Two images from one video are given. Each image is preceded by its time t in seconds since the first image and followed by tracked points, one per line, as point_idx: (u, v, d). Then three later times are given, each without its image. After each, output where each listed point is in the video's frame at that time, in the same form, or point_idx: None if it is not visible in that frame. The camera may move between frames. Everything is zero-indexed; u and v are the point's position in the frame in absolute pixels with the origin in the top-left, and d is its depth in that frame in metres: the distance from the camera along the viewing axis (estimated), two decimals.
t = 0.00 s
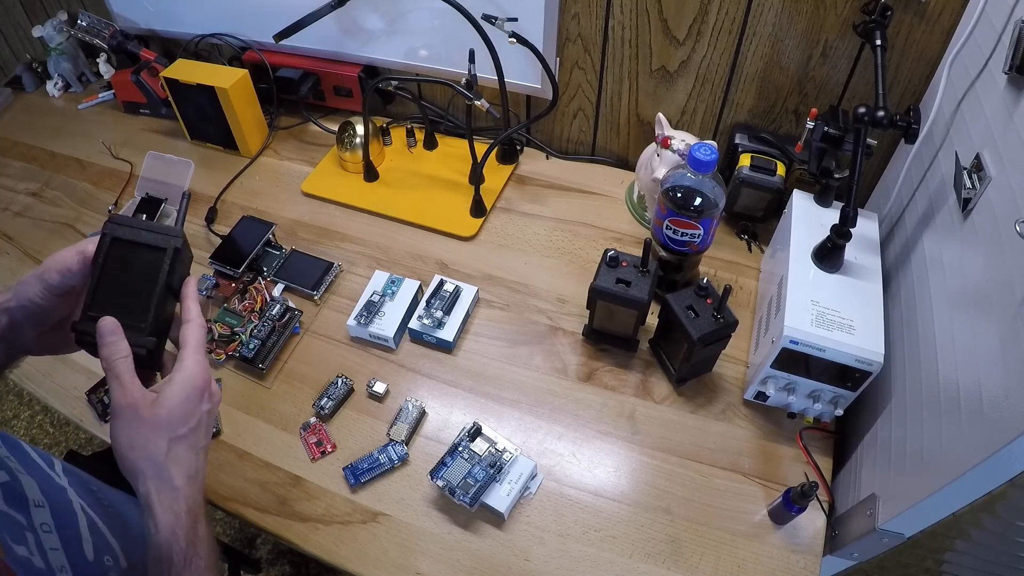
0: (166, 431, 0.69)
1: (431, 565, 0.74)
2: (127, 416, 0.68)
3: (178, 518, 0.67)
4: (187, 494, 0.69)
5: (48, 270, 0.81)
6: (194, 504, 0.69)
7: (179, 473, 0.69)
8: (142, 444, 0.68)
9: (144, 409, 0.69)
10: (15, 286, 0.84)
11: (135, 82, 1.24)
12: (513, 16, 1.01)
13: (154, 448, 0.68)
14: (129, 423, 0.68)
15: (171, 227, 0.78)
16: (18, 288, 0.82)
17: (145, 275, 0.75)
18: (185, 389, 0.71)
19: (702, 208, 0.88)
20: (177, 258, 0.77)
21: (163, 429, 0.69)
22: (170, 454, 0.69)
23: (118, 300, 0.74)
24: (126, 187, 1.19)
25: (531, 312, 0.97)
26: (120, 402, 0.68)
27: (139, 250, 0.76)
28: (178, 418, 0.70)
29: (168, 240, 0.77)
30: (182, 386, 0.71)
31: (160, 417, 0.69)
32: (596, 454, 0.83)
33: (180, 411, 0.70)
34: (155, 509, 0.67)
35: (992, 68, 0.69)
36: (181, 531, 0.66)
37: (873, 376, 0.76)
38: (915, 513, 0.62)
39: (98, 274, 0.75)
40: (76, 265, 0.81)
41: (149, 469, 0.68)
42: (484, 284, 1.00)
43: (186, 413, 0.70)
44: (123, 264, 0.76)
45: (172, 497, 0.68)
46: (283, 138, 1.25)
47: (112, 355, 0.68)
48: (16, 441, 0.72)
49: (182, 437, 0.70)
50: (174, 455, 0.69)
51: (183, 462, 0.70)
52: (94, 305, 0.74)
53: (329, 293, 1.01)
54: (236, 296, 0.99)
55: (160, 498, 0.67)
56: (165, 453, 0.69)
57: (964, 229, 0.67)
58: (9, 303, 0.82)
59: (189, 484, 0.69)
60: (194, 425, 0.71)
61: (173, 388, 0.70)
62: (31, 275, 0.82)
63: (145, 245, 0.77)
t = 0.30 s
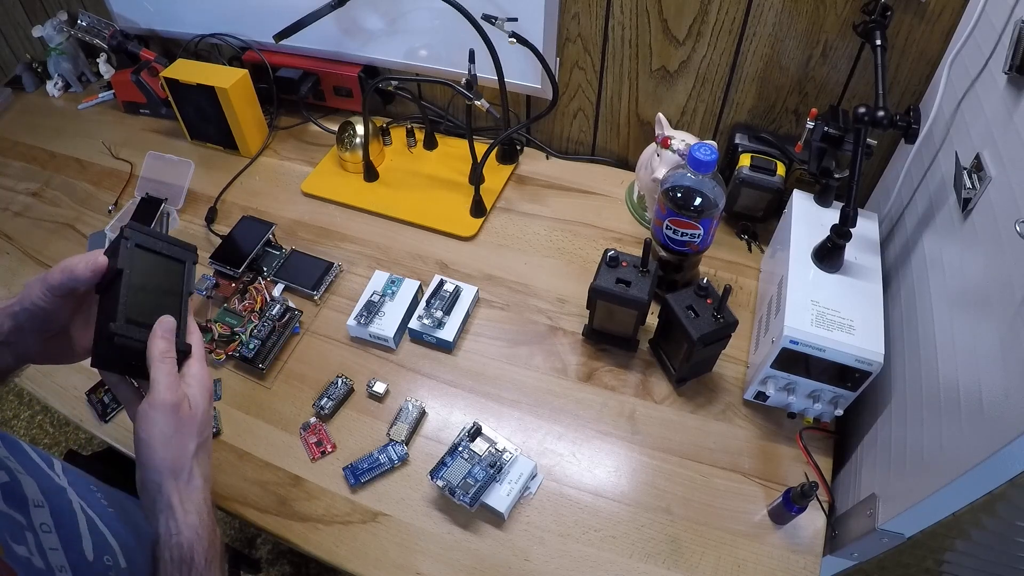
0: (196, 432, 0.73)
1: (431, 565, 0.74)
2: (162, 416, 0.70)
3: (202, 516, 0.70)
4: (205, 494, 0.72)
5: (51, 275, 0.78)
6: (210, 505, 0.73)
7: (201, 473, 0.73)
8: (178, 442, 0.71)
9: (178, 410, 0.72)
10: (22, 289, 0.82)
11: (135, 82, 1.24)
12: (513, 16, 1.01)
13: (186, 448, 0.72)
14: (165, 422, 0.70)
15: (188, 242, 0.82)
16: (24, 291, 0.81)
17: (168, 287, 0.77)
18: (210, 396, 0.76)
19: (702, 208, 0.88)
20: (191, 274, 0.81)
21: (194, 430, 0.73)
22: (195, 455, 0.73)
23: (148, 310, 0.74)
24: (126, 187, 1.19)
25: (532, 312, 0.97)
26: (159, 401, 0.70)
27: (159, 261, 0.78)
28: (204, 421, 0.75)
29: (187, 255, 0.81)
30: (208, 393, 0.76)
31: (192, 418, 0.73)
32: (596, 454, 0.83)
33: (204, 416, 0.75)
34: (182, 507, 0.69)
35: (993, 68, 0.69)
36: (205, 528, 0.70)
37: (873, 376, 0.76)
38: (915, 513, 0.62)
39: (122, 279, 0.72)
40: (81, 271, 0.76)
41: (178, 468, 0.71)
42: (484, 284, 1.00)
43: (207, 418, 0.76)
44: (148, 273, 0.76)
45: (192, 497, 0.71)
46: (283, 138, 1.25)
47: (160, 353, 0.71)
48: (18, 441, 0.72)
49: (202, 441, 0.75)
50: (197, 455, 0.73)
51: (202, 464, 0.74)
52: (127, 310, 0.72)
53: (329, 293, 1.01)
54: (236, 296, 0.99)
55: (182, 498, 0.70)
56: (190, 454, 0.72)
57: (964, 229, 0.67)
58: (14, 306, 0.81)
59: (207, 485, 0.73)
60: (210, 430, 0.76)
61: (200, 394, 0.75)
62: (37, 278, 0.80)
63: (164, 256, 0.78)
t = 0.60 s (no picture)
0: (167, 437, 0.69)
1: (431, 565, 0.74)
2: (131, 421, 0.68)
3: (169, 524, 0.66)
4: (183, 500, 0.68)
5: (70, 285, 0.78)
6: (188, 510, 0.68)
7: (176, 479, 0.68)
8: (142, 448, 0.68)
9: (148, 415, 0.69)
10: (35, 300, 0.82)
11: (135, 82, 1.24)
12: (513, 16, 1.01)
13: (153, 453, 0.68)
14: (132, 428, 0.68)
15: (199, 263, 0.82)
16: (40, 302, 0.80)
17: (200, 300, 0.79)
18: (192, 400, 0.70)
19: (702, 208, 0.88)
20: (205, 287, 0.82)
21: (161, 436, 0.69)
22: (168, 460, 0.68)
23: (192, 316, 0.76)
24: (126, 187, 1.19)
25: (531, 312, 0.97)
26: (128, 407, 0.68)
27: (184, 273, 0.79)
28: (180, 425, 0.69)
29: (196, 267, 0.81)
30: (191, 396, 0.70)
31: (163, 422, 0.69)
32: (596, 454, 0.83)
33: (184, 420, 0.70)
34: (148, 514, 0.66)
35: (992, 68, 0.69)
36: (169, 538, 0.66)
37: (873, 376, 0.76)
38: (916, 513, 0.62)
39: (165, 287, 0.74)
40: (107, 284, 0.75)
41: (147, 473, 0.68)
42: (484, 284, 1.00)
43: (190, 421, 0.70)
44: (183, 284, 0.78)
45: (165, 502, 0.67)
46: (283, 138, 1.25)
47: (113, 366, 0.69)
48: (18, 444, 0.72)
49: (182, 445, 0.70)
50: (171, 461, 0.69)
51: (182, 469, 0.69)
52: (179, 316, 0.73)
53: (329, 293, 1.01)
54: (236, 296, 0.99)
55: (153, 503, 0.67)
56: (161, 458, 0.68)
57: (964, 229, 0.67)
58: (27, 317, 0.80)
59: (185, 490, 0.69)
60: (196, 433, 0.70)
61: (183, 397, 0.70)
62: (54, 288, 0.80)
63: (182, 265, 0.79)
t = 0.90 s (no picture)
0: (169, 437, 0.69)
1: (431, 565, 0.74)
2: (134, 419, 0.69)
3: (169, 525, 0.66)
4: (183, 498, 0.69)
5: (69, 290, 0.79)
6: (188, 509, 0.69)
7: (176, 478, 0.69)
8: (145, 447, 0.68)
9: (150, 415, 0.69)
10: (34, 306, 0.82)
11: (135, 82, 1.24)
12: (513, 16, 1.01)
13: (155, 453, 0.68)
14: (134, 428, 0.68)
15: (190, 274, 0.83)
16: (37, 308, 0.81)
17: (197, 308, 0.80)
18: (194, 402, 0.70)
19: (702, 208, 0.88)
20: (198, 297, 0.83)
21: (164, 434, 0.69)
22: (169, 461, 0.69)
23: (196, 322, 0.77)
24: (126, 187, 1.19)
25: (531, 312, 0.97)
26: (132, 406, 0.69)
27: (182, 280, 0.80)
28: (182, 426, 0.69)
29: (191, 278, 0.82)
30: (194, 398, 0.70)
31: (165, 423, 0.69)
32: (596, 454, 0.83)
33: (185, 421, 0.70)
34: (147, 512, 0.67)
35: (993, 68, 0.69)
36: (170, 535, 0.66)
37: (873, 376, 0.76)
38: (916, 513, 0.62)
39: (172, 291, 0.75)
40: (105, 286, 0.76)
41: (149, 473, 0.68)
42: (484, 284, 1.00)
43: (192, 423, 0.70)
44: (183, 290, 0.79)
45: (165, 501, 0.68)
46: (283, 138, 1.25)
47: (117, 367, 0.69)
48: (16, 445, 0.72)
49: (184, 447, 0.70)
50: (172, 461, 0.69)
51: (183, 470, 0.69)
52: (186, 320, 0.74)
53: (329, 293, 1.01)
54: (236, 296, 0.99)
55: (153, 502, 0.67)
56: (163, 458, 0.68)
57: (964, 229, 0.67)
58: (24, 322, 0.81)
59: (186, 491, 0.69)
60: (197, 436, 0.71)
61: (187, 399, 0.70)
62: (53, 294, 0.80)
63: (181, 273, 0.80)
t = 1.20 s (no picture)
0: (188, 436, 0.69)
1: (431, 565, 0.74)
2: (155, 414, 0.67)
3: (181, 523, 0.67)
4: (195, 497, 0.69)
5: (65, 296, 0.78)
6: (198, 509, 0.69)
7: (191, 476, 0.69)
8: (165, 444, 0.68)
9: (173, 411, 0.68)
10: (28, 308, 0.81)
11: (135, 82, 1.24)
12: (513, 16, 1.01)
13: (173, 450, 0.68)
14: (155, 426, 0.67)
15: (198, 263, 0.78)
16: (30, 311, 0.80)
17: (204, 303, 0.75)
18: (218, 402, 0.71)
19: (702, 208, 0.88)
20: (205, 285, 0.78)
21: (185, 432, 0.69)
22: (186, 459, 0.69)
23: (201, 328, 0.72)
24: (126, 187, 1.19)
25: (531, 312, 0.97)
26: (153, 404, 0.67)
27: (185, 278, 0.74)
28: (202, 425, 0.70)
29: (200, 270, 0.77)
30: (216, 399, 0.71)
31: (186, 422, 0.69)
32: (596, 454, 0.83)
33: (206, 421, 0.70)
34: (158, 509, 0.67)
35: (993, 68, 0.69)
36: (181, 534, 0.66)
37: (873, 376, 0.76)
38: (915, 513, 0.62)
39: (172, 301, 0.69)
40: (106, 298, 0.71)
41: (164, 469, 0.68)
42: (484, 284, 1.00)
43: (212, 424, 0.70)
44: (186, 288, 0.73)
45: (178, 499, 0.68)
46: (283, 138, 1.25)
47: (148, 356, 0.67)
48: (15, 442, 0.72)
49: (202, 446, 0.70)
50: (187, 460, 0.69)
51: (199, 468, 0.70)
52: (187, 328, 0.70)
53: (329, 293, 1.01)
54: (236, 296, 0.99)
55: (166, 499, 0.68)
56: (179, 456, 0.68)
57: (964, 229, 0.68)
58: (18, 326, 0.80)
59: (197, 490, 0.69)
60: (215, 436, 0.71)
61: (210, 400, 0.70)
62: (47, 298, 0.79)
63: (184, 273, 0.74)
